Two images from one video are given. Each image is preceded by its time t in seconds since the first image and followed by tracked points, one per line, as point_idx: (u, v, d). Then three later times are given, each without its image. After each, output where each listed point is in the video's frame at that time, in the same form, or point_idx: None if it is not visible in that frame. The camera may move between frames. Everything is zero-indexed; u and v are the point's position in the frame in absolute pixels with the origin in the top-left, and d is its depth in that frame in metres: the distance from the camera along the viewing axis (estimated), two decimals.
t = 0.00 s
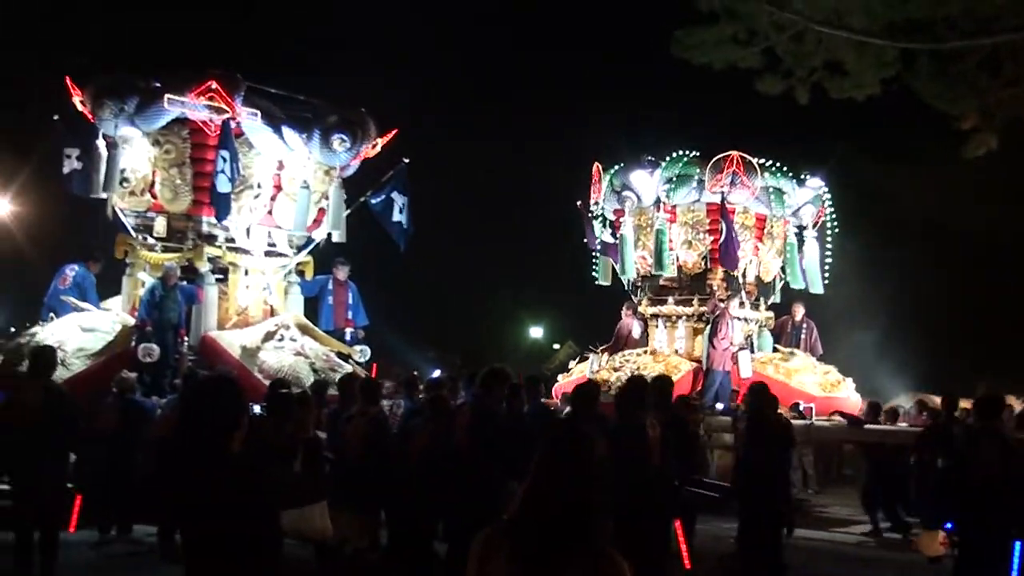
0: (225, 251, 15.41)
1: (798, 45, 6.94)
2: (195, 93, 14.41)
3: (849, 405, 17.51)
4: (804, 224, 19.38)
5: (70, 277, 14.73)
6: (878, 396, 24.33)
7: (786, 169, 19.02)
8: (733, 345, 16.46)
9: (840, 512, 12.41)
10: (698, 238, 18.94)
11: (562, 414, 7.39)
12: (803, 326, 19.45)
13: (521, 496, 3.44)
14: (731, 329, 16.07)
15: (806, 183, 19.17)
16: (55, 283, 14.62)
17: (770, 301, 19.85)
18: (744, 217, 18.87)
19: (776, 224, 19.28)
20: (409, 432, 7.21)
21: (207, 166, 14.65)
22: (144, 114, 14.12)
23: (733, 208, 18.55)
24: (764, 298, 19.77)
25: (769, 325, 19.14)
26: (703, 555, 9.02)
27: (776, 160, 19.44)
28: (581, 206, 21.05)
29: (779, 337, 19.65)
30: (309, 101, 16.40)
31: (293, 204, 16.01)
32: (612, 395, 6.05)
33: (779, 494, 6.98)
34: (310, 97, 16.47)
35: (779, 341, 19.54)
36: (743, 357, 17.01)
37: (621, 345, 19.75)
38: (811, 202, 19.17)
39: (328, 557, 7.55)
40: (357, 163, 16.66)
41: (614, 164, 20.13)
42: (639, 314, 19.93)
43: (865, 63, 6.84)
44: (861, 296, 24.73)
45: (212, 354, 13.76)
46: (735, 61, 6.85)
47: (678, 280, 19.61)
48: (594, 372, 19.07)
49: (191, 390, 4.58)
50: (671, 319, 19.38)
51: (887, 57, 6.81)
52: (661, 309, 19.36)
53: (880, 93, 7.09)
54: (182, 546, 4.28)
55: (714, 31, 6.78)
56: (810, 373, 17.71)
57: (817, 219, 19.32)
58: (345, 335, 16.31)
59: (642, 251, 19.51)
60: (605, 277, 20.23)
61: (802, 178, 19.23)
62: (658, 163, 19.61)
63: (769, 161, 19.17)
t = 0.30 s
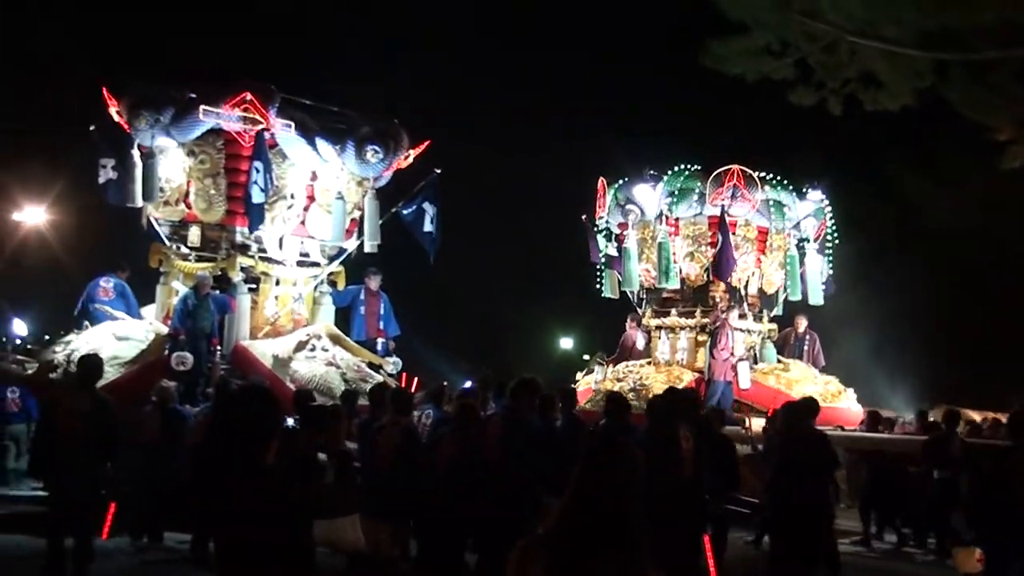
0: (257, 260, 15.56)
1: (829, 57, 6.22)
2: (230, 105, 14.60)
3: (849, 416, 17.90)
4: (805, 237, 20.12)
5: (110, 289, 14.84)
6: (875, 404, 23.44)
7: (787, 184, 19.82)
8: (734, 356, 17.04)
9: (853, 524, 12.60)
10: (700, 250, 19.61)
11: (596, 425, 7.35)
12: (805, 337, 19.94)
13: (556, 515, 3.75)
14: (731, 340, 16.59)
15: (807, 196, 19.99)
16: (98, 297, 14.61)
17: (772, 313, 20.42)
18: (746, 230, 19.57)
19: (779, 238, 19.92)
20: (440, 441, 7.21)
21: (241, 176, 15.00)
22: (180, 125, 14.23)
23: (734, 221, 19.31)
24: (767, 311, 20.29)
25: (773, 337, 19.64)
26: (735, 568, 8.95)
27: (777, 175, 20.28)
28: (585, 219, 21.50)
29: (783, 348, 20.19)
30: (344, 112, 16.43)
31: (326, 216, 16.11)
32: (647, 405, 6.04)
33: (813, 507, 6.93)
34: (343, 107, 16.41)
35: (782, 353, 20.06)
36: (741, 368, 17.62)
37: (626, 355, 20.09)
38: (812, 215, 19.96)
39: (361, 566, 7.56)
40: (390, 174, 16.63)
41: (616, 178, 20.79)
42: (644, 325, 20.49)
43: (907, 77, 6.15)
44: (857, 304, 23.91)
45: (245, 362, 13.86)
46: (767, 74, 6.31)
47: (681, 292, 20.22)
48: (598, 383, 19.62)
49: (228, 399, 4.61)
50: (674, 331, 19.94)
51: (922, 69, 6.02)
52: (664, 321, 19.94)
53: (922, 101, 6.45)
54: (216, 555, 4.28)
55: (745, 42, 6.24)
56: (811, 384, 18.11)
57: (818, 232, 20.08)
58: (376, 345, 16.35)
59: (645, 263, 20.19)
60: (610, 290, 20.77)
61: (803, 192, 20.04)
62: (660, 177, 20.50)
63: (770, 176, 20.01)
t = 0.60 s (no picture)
0: (282, 277, 15.63)
1: (852, 69, 6.08)
2: (254, 122, 14.68)
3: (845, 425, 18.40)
4: (800, 251, 20.81)
5: (137, 308, 14.91)
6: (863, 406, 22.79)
7: (780, 199, 20.47)
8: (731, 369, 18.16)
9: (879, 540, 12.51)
10: (696, 265, 20.39)
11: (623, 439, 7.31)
12: (803, 349, 20.55)
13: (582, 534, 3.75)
14: (726, 352, 17.62)
15: (801, 211, 20.79)
16: (125, 319, 14.71)
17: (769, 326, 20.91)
18: (740, 245, 20.18)
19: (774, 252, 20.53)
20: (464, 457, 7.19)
21: (265, 193, 15.11)
22: (204, 143, 14.37)
23: (729, 235, 19.97)
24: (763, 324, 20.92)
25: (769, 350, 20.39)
26: None
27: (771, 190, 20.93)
28: (585, 237, 22.56)
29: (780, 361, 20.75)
30: (368, 129, 16.55)
31: (349, 232, 16.15)
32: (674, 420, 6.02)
33: (841, 524, 6.87)
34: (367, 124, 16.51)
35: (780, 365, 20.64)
36: (739, 380, 18.21)
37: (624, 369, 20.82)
38: (806, 229, 20.71)
39: None
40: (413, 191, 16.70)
41: (614, 198, 21.92)
42: (642, 339, 21.12)
43: (927, 90, 5.93)
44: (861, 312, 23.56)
45: (269, 379, 13.93)
46: (788, 86, 6.13)
47: (678, 307, 20.80)
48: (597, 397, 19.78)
49: (254, 413, 4.63)
50: (672, 345, 20.50)
51: (944, 80, 5.90)
52: (663, 335, 20.51)
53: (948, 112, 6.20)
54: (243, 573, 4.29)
55: (764, 54, 6.10)
56: (807, 396, 18.77)
57: (811, 246, 20.80)
58: (399, 361, 16.39)
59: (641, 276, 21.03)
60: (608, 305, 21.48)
61: (797, 207, 20.83)
62: (655, 195, 21.46)
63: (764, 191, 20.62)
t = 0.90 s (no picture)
0: (294, 288, 15.64)
1: (862, 74, 6.02)
2: (268, 134, 14.73)
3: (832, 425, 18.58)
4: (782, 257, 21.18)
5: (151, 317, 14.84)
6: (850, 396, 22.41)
7: (760, 205, 20.91)
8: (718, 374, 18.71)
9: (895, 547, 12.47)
10: (680, 273, 20.78)
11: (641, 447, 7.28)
12: (793, 353, 20.67)
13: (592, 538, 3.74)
14: (713, 358, 18.23)
15: (782, 216, 21.17)
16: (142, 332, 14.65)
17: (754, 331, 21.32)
18: (723, 251, 20.78)
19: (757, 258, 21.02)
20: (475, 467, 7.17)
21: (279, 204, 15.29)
22: (218, 154, 14.38)
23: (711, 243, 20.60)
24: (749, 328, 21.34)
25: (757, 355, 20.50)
26: None
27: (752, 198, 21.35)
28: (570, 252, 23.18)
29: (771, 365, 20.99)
30: (381, 139, 16.63)
31: (362, 243, 16.27)
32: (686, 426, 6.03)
33: (854, 530, 6.85)
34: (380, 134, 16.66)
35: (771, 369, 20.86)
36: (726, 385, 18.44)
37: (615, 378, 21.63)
38: (788, 235, 21.12)
39: None
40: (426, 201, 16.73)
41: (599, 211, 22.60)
42: (632, 349, 21.71)
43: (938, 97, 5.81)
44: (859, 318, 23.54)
45: (282, 390, 13.97)
46: (795, 92, 6.17)
47: (665, 315, 21.20)
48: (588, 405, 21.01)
49: (262, 423, 4.64)
50: (661, 353, 20.91)
51: (954, 86, 5.74)
52: (651, 344, 20.97)
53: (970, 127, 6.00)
54: None
55: (775, 60, 6.13)
56: (793, 397, 18.94)
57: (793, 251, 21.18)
58: (411, 371, 16.41)
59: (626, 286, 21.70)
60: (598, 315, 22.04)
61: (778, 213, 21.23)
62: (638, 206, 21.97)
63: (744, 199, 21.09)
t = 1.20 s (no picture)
0: (304, 291, 15.76)
1: (868, 71, 5.51)
2: (276, 139, 14.74)
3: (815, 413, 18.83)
4: (759, 254, 21.27)
5: (168, 318, 14.95)
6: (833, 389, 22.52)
7: (733, 203, 21.15)
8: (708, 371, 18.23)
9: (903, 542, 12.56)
10: (659, 273, 20.89)
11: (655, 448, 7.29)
12: (777, 349, 20.76)
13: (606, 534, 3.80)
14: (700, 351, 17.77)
15: (755, 214, 21.32)
16: (158, 332, 14.81)
17: (734, 329, 21.47)
18: (700, 250, 20.78)
19: (733, 256, 21.10)
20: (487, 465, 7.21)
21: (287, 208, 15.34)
22: (226, 158, 14.36)
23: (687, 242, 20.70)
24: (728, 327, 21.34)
25: (739, 351, 20.59)
26: None
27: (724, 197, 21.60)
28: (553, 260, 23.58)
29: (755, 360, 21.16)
30: (389, 142, 16.63)
31: (370, 246, 16.28)
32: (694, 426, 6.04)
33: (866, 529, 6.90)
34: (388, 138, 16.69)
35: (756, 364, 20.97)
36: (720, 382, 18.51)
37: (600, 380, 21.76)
38: (762, 231, 21.19)
39: None
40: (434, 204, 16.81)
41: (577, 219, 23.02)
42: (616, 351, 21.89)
43: (941, 95, 5.28)
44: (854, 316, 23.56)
45: (290, 398, 13.91)
46: (799, 92, 5.59)
47: (646, 316, 21.31)
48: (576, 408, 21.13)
49: (275, 425, 4.65)
50: (642, 353, 21.03)
51: (961, 84, 5.24)
52: (632, 344, 21.15)
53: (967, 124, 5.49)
54: None
55: (778, 58, 5.57)
56: (776, 387, 19.10)
57: (768, 248, 21.26)
58: (417, 373, 16.46)
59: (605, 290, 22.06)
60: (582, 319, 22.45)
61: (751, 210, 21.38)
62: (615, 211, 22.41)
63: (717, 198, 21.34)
